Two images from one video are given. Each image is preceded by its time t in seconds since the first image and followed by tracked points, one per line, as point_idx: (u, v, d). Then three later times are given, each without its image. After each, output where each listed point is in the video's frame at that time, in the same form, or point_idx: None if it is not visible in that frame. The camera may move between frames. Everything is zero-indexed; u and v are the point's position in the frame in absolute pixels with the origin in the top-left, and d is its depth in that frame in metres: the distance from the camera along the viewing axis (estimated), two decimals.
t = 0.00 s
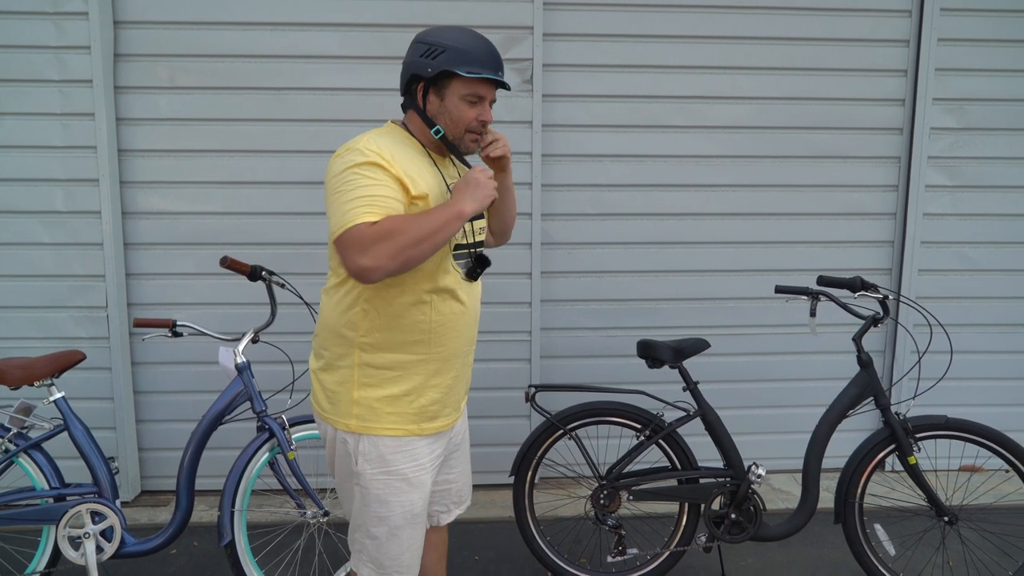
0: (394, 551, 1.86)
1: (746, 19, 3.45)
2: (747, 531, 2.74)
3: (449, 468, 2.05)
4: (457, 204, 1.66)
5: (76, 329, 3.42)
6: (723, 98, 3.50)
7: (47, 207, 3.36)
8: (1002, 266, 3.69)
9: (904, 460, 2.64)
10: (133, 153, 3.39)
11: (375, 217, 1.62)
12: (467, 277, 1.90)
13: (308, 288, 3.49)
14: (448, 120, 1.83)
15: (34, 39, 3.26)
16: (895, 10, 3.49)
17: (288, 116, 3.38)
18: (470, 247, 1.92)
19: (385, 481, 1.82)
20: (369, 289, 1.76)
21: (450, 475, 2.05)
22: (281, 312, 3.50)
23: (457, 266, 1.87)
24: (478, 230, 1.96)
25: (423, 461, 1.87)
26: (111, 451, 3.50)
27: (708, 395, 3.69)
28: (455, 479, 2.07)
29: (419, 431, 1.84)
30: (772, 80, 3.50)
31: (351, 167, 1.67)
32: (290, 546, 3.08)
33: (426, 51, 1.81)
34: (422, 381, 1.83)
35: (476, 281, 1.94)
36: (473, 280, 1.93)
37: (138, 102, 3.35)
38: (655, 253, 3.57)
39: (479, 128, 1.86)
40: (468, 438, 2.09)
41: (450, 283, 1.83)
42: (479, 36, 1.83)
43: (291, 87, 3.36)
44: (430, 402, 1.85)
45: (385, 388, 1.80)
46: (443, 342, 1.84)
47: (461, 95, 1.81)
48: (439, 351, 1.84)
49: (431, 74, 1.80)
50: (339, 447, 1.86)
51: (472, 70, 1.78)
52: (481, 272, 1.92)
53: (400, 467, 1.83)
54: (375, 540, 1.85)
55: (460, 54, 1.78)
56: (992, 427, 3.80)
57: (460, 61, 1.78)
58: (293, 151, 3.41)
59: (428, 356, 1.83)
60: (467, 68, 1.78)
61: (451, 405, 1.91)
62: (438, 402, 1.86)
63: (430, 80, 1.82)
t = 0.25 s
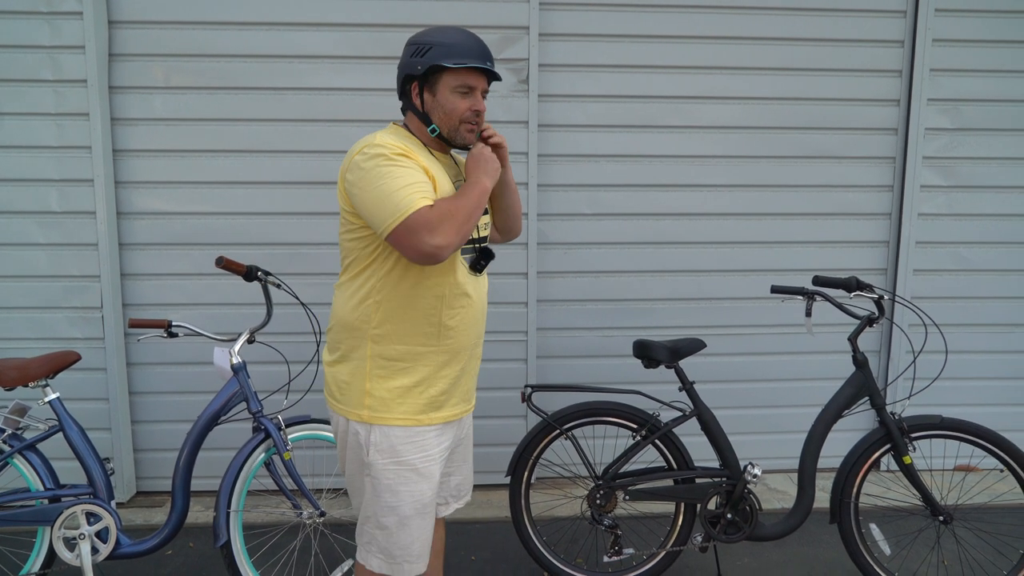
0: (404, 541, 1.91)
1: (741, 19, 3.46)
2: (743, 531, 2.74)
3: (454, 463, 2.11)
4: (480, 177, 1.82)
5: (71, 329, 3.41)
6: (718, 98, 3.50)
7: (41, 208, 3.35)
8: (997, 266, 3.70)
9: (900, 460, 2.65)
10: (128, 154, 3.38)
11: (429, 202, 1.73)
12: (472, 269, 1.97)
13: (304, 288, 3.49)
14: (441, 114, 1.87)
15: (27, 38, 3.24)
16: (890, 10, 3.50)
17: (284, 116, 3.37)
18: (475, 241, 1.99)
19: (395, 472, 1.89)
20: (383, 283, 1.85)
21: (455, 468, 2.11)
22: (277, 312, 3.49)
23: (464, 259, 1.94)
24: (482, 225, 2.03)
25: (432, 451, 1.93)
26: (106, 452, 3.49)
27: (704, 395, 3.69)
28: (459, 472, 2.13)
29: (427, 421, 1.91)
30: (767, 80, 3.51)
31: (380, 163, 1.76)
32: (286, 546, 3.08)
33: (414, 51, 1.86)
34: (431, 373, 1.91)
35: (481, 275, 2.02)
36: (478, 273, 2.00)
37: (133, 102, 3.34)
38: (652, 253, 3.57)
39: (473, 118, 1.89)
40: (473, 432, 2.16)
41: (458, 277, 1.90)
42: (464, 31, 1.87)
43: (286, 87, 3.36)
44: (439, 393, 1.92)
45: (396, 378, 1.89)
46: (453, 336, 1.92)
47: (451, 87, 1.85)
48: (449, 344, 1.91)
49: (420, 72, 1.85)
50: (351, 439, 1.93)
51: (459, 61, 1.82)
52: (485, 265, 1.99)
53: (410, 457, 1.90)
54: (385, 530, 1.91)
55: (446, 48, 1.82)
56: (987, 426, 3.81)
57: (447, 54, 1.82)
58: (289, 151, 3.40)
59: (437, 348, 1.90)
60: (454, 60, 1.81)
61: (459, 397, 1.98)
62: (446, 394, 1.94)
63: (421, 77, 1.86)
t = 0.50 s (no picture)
0: (417, 532, 1.94)
1: (741, 19, 3.46)
2: (743, 531, 2.75)
3: (464, 456, 2.14)
4: (484, 174, 1.84)
5: (71, 329, 3.41)
6: (718, 98, 3.51)
7: (42, 208, 3.35)
8: (997, 266, 3.70)
9: (900, 460, 2.65)
10: (128, 153, 3.38)
11: (443, 200, 1.76)
12: (482, 264, 2.00)
13: (304, 288, 3.49)
14: (442, 114, 1.88)
15: (27, 38, 3.24)
16: (890, 11, 3.50)
17: (284, 116, 3.37)
18: (484, 237, 2.00)
19: (409, 463, 1.92)
20: (395, 281, 1.89)
21: (465, 462, 2.14)
22: (277, 312, 3.49)
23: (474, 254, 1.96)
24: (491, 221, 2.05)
25: (444, 444, 1.96)
26: (106, 451, 3.49)
27: (704, 395, 3.70)
28: (470, 466, 2.16)
29: (441, 415, 1.94)
30: (767, 81, 3.51)
31: (392, 162, 1.78)
32: (286, 546, 3.08)
33: (412, 56, 1.87)
34: (444, 367, 1.94)
35: (491, 270, 2.04)
36: (488, 269, 2.02)
37: (133, 102, 3.34)
38: (652, 254, 3.57)
39: (473, 117, 1.89)
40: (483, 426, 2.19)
41: (470, 273, 1.93)
42: (460, 32, 1.88)
43: (287, 87, 3.36)
44: (452, 386, 1.95)
45: (410, 373, 1.92)
46: (465, 330, 1.95)
47: (449, 87, 1.85)
48: (461, 338, 1.95)
49: (419, 74, 1.86)
50: (365, 432, 1.96)
51: (455, 61, 1.82)
52: (494, 260, 2.02)
53: (424, 449, 1.93)
54: (399, 521, 1.94)
55: (443, 49, 1.83)
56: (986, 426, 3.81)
57: (444, 55, 1.82)
58: (289, 151, 3.40)
59: (450, 342, 1.93)
60: (450, 60, 1.82)
61: (471, 390, 2.01)
62: (459, 388, 1.97)
63: (420, 80, 1.87)
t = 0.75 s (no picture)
0: (433, 529, 1.95)
1: (744, 21, 3.46)
2: (747, 533, 2.75)
3: (475, 454, 2.14)
4: (491, 176, 1.85)
5: (75, 330, 3.42)
6: (722, 100, 3.51)
7: (47, 208, 3.36)
8: (1001, 268, 3.70)
9: (904, 462, 2.64)
10: (133, 154, 3.39)
11: (452, 204, 1.78)
12: (491, 265, 1.99)
13: (308, 289, 3.49)
14: (450, 119, 1.88)
15: (33, 40, 3.25)
16: (894, 12, 3.50)
17: (288, 118, 3.38)
18: (493, 239, 2.00)
19: (424, 460, 1.93)
20: (407, 282, 1.90)
21: (477, 459, 2.15)
22: (281, 313, 3.50)
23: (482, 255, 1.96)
24: (499, 223, 2.05)
25: (458, 440, 1.97)
26: (110, 452, 3.50)
27: (708, 396, 3.70)
28: (480, 463, 2.17)
29: (453, 415, 1.95)
30: (770, 82, 3.51)
31: (402, 166, 1.79)
32: (290, 547, 3.08)
33: (420, 62, 1.88)
34: (456, 367, 1.95)
35: (500, 270, 2.04)
36: (497, 270, 2.02)
37: (138, 103, 3.35)
38: (655, 255, 3.57)
39: (481, 121, 1.89)
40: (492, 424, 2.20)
41: (480, 273, 1.94)
42: (467, 38, 1.89)
43: (291, 89, 3.36)
44: (465, 386, 1.97)
45: (422, 373, 1.93)
46: (477, 331, 1.96)
47: (457, 92, 1.86)
48: (473, 338, 1.96)
49: (427, 80, 1.87)
50: (379, 431, 1.97)
51: (463, 67, 1.83)
52: (503, 260, 2.01)
53: (438, 446, 1.93)
54: (415, 518, 1.94)
55: (451, 55, 1.83)
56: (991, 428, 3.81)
57: (452, 61, 1.83)
58: (293, 152, 3.41)
59: (461, 343, 1.94)
60: (458, 66, 1.82)
61: (483, 389, 2.02)
62: (471, 387, 1.98)
63: (428, 85, 1.88)
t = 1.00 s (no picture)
0: (438, 526, 1.96)
1: (745, 23, 3.46)
2: (747, 533, 2.75)
3: (479, 452, 2.15)
4: (497, 176, 1.85)
5: (76, 330, 3.42)
6: (722, 101, 3.51)
7: (48, 209, 3.36)
8: (1001, 269, 3.70)
9: (904, 463, 2.64)
10: (134, 155, 3.39)
11: (460, 204, 1.78)
12: (495, 264, 1.99)
13: (309, 290, 3.50)
14: (454, 120, 1.89)
15: (34, 40, 3.26)
16: (894, 14, 3.51)
17: (289, 119, 3.38)
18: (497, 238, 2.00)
19: (430, 458, 1.93)
20: (414, 282, 1.90)
21: (480, 457, 2.16)
22: (282, 314, 3.50)
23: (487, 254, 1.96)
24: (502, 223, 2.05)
25: (463, 438, 1.98)
26: (111, 452, 3.50)
27: (708, 397, 3.70)
28: (484, 461, 2.17)
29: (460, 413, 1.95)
30: (771, 83, 3.52)
31: (410, 167, 1.80)
32: (290, 547, 3.08)
33: (425, 64, 1.89)
34: (462, 365, 1.96)
35: (503, 270, 2.04)
36: (501, 270, 2.02)
37: (139, 104, 3.35)
38: (656, 256, 3.58)
39: (485, 122, 1.90)
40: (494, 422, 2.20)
41: (486, 272, 1.95)
42: (472, 40, 1.89)
43: (292, 90, 3.37)
44: (471, 384, 1.97)
45: (428, 371, 1.93)
46: (482, 330, 1.97)
47: (462, 94, 1.87)
48: (478, 337, 1.97)
49: (432, 82, 1.87)
50: (384, 429, 1.97)
51: (468, 68, 1.83)
52: (507, 259, 2.01)
53: (444, 444, 1.94)
54: (421, 515, 1.94)
55: (456, 57, 1.84)
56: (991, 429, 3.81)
57: (457, 63, 1.83)
58: (294, 153, 3.41)
59: (468, 341, 1.95)
60: (463, 68, 1.83)
61: (488, 387, 2.03)
62: (476, 385, 1.99)
63: (433, 87, 1.89)
